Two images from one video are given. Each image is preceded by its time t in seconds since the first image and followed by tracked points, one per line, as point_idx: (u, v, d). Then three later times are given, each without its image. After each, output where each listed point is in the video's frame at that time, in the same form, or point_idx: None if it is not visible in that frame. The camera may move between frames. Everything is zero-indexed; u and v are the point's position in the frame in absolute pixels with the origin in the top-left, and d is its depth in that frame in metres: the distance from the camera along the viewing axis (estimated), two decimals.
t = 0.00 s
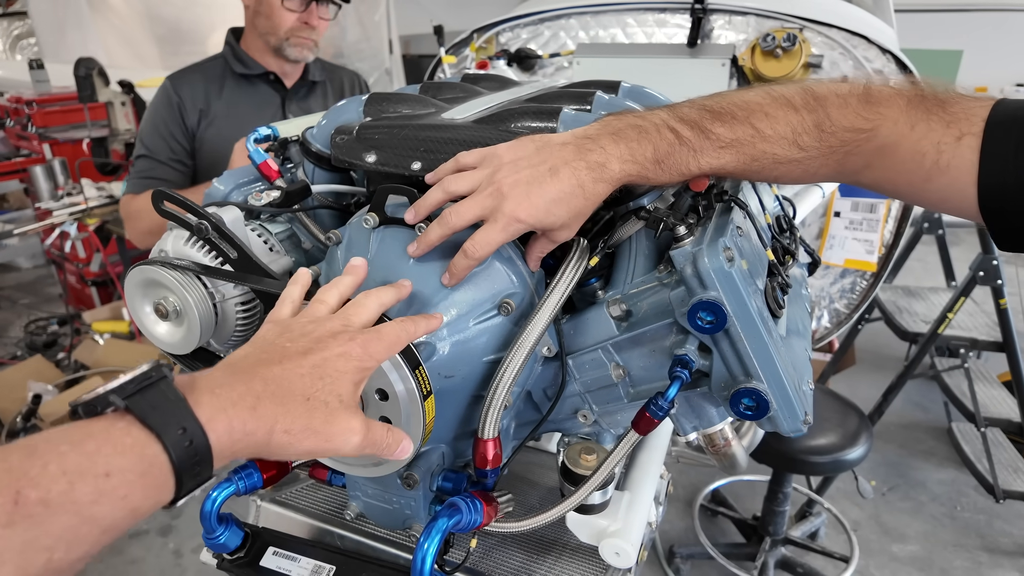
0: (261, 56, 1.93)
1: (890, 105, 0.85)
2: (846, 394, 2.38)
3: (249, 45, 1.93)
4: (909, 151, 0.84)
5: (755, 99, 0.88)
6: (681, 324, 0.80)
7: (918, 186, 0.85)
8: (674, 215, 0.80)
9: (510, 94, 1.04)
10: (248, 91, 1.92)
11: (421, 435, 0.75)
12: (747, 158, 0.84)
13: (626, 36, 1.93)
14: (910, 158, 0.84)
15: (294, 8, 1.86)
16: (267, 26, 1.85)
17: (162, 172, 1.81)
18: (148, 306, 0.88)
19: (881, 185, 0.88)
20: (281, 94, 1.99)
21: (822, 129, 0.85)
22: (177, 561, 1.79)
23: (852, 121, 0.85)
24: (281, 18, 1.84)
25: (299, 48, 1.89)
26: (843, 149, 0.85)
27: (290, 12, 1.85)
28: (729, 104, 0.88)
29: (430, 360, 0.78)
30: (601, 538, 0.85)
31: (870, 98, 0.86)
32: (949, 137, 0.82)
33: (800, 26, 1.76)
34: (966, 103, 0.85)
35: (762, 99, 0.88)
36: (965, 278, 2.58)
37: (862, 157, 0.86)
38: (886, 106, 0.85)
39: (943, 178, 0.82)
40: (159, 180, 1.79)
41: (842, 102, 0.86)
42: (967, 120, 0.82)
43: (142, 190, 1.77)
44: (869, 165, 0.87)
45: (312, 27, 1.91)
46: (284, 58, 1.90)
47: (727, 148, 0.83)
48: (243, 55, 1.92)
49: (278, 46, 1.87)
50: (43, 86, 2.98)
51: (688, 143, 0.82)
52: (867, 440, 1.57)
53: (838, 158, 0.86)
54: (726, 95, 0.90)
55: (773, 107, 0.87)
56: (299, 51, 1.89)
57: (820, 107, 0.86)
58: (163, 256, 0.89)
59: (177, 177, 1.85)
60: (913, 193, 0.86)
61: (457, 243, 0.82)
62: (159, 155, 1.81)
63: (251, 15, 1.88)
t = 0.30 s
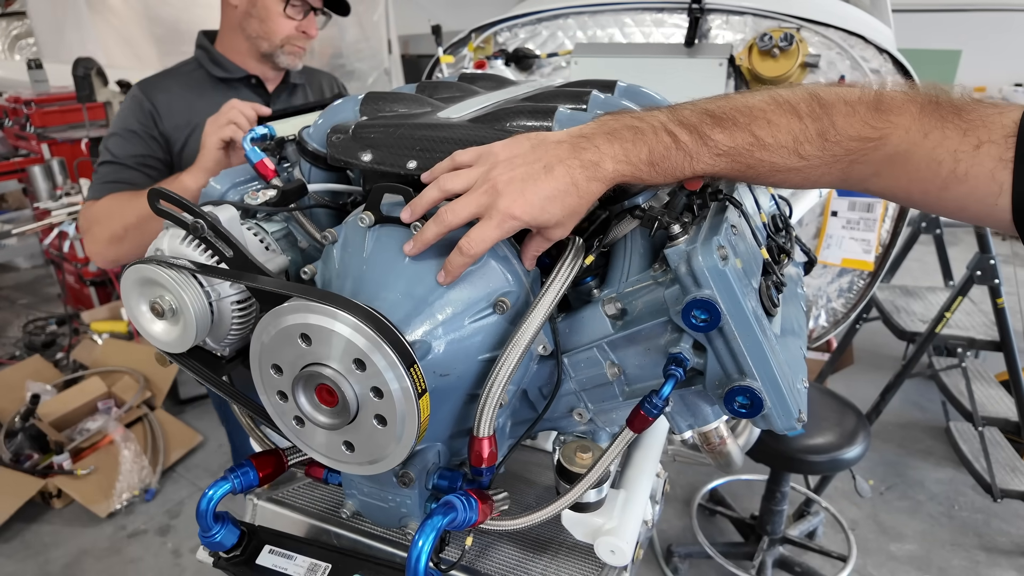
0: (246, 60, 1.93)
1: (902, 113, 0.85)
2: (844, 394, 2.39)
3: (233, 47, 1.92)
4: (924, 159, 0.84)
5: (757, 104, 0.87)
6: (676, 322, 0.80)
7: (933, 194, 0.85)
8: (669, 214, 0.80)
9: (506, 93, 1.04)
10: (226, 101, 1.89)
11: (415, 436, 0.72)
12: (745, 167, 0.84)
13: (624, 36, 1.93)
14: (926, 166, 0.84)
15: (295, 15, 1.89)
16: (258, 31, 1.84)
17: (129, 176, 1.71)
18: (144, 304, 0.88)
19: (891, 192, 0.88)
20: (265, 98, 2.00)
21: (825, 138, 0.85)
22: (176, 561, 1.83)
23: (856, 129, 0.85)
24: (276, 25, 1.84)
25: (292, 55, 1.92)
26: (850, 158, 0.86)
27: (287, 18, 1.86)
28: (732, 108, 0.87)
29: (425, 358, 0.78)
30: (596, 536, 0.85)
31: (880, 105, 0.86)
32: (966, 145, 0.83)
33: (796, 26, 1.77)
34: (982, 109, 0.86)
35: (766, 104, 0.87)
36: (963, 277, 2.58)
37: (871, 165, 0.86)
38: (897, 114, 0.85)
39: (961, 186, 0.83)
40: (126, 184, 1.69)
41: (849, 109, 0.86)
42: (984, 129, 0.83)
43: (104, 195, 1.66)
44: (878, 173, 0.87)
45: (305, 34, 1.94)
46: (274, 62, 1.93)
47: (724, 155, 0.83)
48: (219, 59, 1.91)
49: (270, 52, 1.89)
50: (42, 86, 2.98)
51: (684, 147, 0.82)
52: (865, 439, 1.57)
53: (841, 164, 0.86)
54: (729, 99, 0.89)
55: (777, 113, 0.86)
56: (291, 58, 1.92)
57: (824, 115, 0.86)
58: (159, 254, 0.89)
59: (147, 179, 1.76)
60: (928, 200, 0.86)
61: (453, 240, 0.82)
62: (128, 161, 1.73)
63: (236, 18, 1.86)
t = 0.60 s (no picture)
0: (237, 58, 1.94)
1: (900, 108, 0.85)
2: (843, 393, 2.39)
3: (226, 45, 1.91)
4: (921, 155, 0.84)
5: (758, 101, 0.87)
6: (677, 321, 0.79)
7: (930, 189, 0.85)
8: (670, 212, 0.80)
9: (505, 91, 1.04)
10: (219, 95, 1.89)
11: (415, 435, 0.72)
12: (747, 163, 0.84)
13: (624, 35, 1.93)
14: (922, 161, 0.84)
15: (293, 16, 1.90)
16: (255, 30, 1.84)
17: (127, 163, 1.67)
18: (142, 303, 0.88)
19: (891, 188, 0.88)
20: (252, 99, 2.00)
21: (826, 134, 0.85)
22: (176, 561, 1.83)
23: (856, 125, 0.84)
24: (275, 25, 1.86)
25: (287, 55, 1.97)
26: (848, 153, 0.85)
27: (286, 20, 1.88)
28: (732, 105, 0.87)
29: (425, 357, 0.78)
30: (597, 536, 0.85)
31: (878, 101, 0.86)
32: (962, 141, 0.83)
33: (796, 26, 1.77)
34: (978, 105, 0.86)
35: (766, 101, 0.87)
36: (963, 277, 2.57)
37: (870, 160, 0.86)
38: (895, 109, 0.85)
39: (957, 182, 0.83)
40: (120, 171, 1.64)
41: (848, 105, 0.86)
42: (980, 124, 0.83)
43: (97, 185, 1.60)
44: (877, 168, 0.87)
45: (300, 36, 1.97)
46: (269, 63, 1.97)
47: (726, 152, 0.83)
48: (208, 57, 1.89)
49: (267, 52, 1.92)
50: (41, 85, 2.98)
51: (686, 145, 0.82)
52: (865, 439, 1.57)
53: (841, 159, 0.86)
54: (729, 96, 0.89)
55: (777, 109, 0.86)
56: (286, 59, 1.98)
57: (824, 111, 0.85)
58: (158, 253, 0.89)
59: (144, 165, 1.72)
60: (924, 195, 0.86)
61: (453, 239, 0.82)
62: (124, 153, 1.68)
63: (229, 17, 1.83)
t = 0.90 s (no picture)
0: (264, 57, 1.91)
1: (895, 103, 0.85)
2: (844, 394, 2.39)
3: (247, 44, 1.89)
4: (916, 149, 0.84)
5: (760, 100, 0.87)
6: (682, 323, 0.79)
7: (924, 183, 0.85)
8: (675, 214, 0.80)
9: (510, 93, 1.03)
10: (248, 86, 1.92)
11: (421, 437, 0.72)
12: (752, 161, 0.83)
13: (625, 35, 1.92)
14: (918, 154, 0.84)
15: (319, 17, 1.80)
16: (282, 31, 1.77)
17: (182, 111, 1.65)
18: (146, 305, 0.87)
19: (888, 183, 0.88)
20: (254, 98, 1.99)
21: (827, 130, 0.85)
22: (176, 562, 1.83)
23: (855, 121, 0.84)
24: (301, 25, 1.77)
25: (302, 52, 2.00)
26: (848, 149, 0.85)
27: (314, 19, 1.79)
28: (735, 104, 0.86)
29: (430, 360, 0.77)
30: (601, 538, 0.85)
31: (875, 96, 0.86)
32: (955, 135, 0.83)
33: (798, 26, 1.76)
34: (969, 99, 0.86)
35: (768, 99, 0.87)
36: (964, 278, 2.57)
37: (868, 155, 0.86)
38: (891, 104, 0.85)
39: (950, 175, 0.83)
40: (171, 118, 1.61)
41: (847, 101, 0.86)
42: (971, 117, 0.84)
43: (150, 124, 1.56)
44: (875, 164, 0.87)
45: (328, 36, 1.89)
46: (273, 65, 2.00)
47: (732, 152, 0.82)
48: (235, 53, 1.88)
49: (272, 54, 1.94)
50: (41, 85, 2.97)
51: (693, 146, 0.81)
52: (867, 440, 1.57)
53: (841, 156, 0.86)
54: (730, 96, 0.89)
55: (779, 108, 0.86)
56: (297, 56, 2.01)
57: (825, 108, 0.85)
58: (162, 255, 0.88)
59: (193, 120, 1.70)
60: (917, 188, 0.86)
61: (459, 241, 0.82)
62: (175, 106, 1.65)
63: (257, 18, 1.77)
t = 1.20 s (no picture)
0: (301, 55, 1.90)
1: (891, 103, 0.85)
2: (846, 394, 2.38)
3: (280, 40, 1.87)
4: (912, 147, 0.83)
5: (768, 99, 0.87)
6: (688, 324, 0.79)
7: (919, 181, 0.84)
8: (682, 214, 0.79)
9: (514, 93, 1.03)
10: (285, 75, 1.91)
11: (427, 438, 0.71)
12: (760, 157, 0.84)
13: (627, 35, 1.92)
14: (914, 152, 0.83)
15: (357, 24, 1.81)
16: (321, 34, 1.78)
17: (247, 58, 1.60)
18: (150, 306, 0.87)
19: (884, 184, 0.87)
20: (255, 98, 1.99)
21: (831, 127, 0.85)
22: (177, 562, 1.82)
23: (858, 119, 0.84)
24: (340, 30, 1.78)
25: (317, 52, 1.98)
26: (849, 146, 0.85)
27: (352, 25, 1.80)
28: (744, 102, 0.87)
29: (436, 360, 0.77)
30: (606, 539, 0.85)
31: (871, 97, 0.87)
32: (947, 132, 0.83)
33: (800, 26, 1.76)
34: (959, 101, 0.87)
35: (775, 98, 0.87)
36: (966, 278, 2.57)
37: (867, 153, 0.85)
38: (887, 104, 0.85)
39: (943, 172, 0.82)
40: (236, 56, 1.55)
41: (847, 100, 0.86)
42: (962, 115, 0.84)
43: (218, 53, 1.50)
44: (874, 163, 0.86)
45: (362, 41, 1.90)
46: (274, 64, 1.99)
47: (744, 146, 0.83)
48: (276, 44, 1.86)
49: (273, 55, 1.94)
50: (41, 85, 2.97)
51: (708, 139, 0.82)
52: (868, 440, 1.57)
53: (844, 155, 0.85)
54: (739, 95, 0.89)
55: (786, 106, 0.86)
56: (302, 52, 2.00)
57: (828, 105, 0.86)
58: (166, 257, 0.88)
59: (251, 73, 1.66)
60: (913, 188, 0.85)
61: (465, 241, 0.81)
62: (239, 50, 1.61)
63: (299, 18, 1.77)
